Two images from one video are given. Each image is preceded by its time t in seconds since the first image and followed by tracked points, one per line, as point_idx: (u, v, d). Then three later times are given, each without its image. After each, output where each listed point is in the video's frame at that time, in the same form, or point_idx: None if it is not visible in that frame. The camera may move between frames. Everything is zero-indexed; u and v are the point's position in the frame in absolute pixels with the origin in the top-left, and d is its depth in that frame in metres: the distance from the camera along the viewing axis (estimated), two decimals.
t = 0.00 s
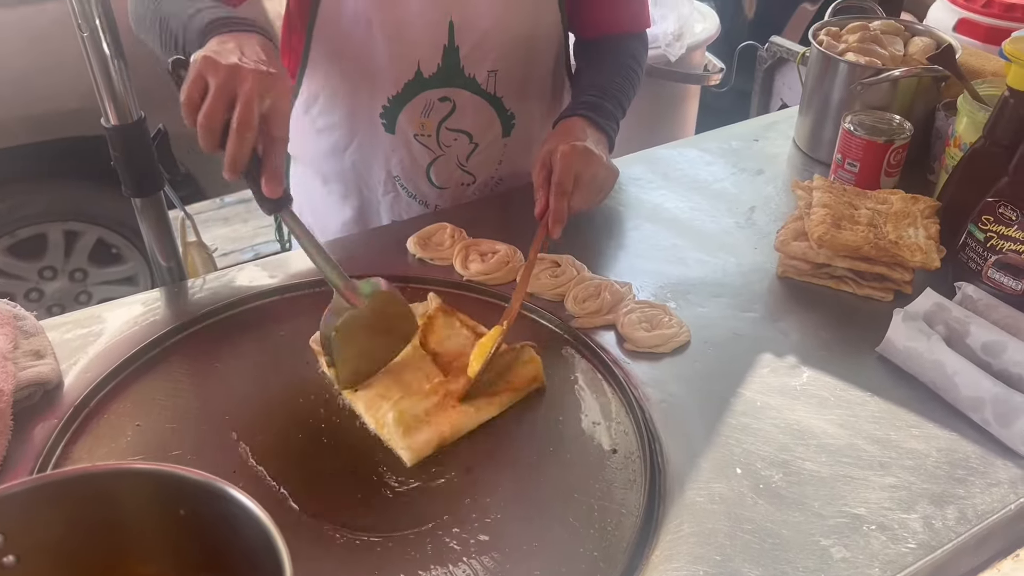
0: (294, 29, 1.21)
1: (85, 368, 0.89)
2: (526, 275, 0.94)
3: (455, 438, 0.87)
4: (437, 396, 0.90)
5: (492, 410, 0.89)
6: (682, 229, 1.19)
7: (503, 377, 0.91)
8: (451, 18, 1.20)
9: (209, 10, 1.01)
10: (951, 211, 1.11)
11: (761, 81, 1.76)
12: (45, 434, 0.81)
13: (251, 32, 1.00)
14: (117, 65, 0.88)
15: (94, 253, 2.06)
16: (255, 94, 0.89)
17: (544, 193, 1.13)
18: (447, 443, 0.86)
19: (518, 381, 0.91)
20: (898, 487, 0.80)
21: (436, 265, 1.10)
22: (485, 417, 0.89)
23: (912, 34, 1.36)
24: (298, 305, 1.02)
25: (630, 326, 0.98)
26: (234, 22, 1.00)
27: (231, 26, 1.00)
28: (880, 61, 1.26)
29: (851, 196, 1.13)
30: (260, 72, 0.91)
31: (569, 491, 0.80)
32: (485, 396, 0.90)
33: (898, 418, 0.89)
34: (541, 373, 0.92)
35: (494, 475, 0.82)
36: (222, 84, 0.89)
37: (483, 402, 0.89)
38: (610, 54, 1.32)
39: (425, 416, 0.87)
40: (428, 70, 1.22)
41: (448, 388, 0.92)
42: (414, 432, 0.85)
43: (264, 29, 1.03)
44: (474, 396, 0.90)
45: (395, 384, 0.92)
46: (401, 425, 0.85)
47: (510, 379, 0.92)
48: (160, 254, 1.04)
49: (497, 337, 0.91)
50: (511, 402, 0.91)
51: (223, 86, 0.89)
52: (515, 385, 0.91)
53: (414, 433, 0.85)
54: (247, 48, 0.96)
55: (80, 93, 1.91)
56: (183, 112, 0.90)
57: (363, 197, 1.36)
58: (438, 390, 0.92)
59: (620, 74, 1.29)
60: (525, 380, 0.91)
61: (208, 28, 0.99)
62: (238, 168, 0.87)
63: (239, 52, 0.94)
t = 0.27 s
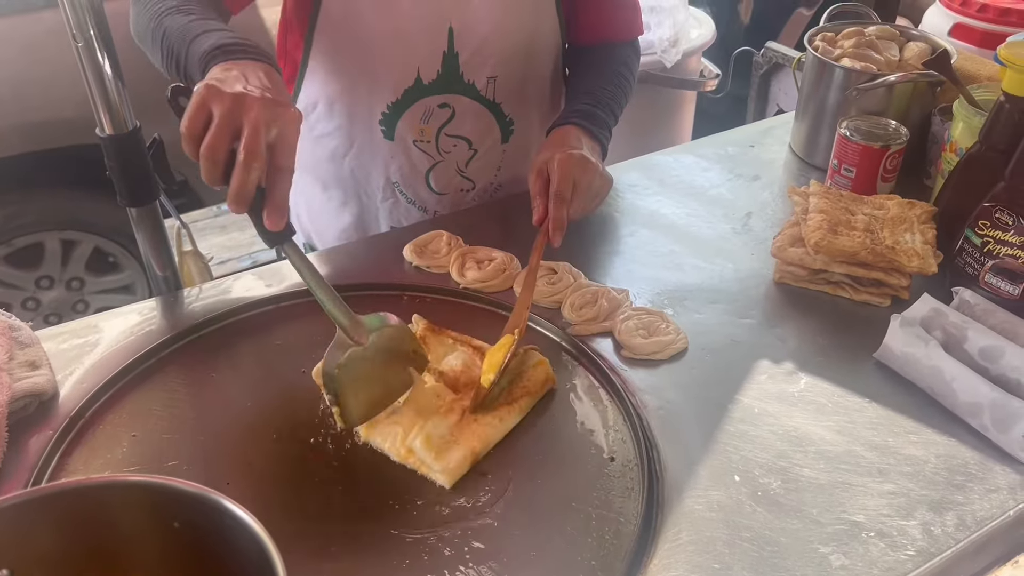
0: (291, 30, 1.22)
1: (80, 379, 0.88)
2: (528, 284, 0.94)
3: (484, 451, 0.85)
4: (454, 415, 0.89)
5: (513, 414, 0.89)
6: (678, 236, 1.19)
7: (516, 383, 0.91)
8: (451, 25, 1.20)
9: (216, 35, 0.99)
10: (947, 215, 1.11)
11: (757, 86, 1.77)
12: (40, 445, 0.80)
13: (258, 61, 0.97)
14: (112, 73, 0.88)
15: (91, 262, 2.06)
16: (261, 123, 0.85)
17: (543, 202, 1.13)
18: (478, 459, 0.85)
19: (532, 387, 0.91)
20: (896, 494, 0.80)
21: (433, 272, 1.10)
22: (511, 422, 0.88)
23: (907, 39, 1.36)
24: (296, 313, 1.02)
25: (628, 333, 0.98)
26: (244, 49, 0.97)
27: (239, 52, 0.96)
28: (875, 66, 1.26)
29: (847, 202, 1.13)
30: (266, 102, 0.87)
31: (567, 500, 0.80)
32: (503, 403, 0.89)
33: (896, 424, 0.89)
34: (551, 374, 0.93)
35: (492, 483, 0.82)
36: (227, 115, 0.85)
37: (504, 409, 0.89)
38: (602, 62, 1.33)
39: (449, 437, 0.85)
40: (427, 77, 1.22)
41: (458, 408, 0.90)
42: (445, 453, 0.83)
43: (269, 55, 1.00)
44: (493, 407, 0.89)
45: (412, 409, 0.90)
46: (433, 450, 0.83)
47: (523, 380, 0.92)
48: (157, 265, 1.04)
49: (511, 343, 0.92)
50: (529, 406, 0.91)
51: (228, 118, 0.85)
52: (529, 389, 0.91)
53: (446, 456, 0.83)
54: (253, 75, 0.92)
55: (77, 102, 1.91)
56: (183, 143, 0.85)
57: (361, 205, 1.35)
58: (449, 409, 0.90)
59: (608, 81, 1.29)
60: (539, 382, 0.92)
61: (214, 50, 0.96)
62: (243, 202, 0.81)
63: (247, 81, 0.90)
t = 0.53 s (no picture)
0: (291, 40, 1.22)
1: (78, 388, 0.88)
2: (524, 290, 0.94)
3: (479, 461, 0.85)
4: (451, 423, 0.89)
5: (511, 424, 0.88)
6: (676, 241, 1.19)
7: (515, 393, 0.91)
8: (449, 33, 1.20)
9: (281, 26, 0.97)
10: (943, 219, 1.11)
11: (754, 91, 1.77)
12: (37, 454, 0.80)
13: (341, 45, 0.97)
14: (108, 82, 0.88)
15: (90, 270, 2.06)
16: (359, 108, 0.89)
17: (539, 208, 1.14)
18: (472, 468, 0.84)
19: (531, 395, 0.91)
20: (895, 498, 0.80)
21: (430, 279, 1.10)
22: (508, 432, 0.88)
23: (903, 43, 1.36)
24: (294, 321, 1.02)
25: (625, 339, 0.98)
26: (324, 35, 0.96)
27: (324, 40, 0.96)
28: (872, 70, 1.26)
29: (845, 206, 1.13)
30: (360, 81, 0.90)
31: (565, 506, 0.80)
32: (501, 413, 0.89)
33: (894, 428, 0.89)
34: (551, 385, 0.93)
35: (490, 489, 0.82)
36: (329, 99, 0.88)
37: (501, 418, 0.88)
38: (597, 67, 1.33)
39: (444, 446, 0.85)
40: (426, 85, 1.22)
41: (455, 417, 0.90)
42: (439, 463, 0.82)
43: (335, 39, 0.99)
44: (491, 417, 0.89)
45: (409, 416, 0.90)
46: (427, 460, 0.82)
47: (522, 391, 0.91)
48: (154, 272, 1.04)
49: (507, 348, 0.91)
50: (527, 416, 0.90)
51: (329, 101, 0.88)
52: (528, 399, 0.90)
53: (440, 465, 0.82)
54: (338, 56, 0.93)
55: (75, 110, 1.91)
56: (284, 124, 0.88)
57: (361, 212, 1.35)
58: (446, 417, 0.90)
59: (602, 87, 1.30)
60: (537, 392, 0.91)
61: (302, 37, 0.95)
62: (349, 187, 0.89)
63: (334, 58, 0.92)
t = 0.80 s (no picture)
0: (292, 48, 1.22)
1: (76, 395, 0.88)
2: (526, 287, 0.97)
3: (479, 468, 0.84)
4: (451, 429, 0.89)
5: (511, 431, 0.88)
6: (676, 245, 1.19)
7: (515, 400, 0.91)
8: (454, 40, 1.20)
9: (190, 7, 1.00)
10: (943, 222, 1.11)
11: (753, 94, 1.77)
12: (36, 461, 0.80)
13: (224, 24, 0.96)
14: (107, 88, 0.88)
15: (89, 275, 2.06)
16: (220, 105, 0.86)
17: (544, 203, 1.13)
18: (472, 476, 0.83)
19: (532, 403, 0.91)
20: (896, 502, 0.80)
21: (430, 283, 1.10)
22: (509, 440, 0.87)
23: (902, 46, 1.36)
24: (294, 326, 1.02)
25: (625, 343, 0.97)
26: (208, 14, 0.97)
27: (205, 19, 0.97)
28: (871, 73, 1.26)
29: (844, 209, 1.13)
30: (216, 77, 0.89)
31: (566, 511, 0.79)
32: (502, 420, 0.88)
33: (895, 432, 0.88)
34: (552, 393, 0.92)
35: (491, 493, 0.82)
36: (191, 103, 0.88)
37: (502, 426, 0.88)
38: (599, 75, 1.33)
39: (443, 453, 0.85)
40: (432, 91, 1.23)
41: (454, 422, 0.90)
42: (437, 470, 0.82)
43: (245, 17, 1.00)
44: (491, 425, 0.88)
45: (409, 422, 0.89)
46: (426, 467, 0.82)
47: (523, 399, 0.91)
48: (152, 278, 1.04)
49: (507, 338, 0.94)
50: (528, 423, 0.89)
51: (193, 108, 0.88)
52: (528, 406, 0.90)
53: (439, 472, 0.82)
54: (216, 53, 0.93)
55: (74, 116, 1.92)
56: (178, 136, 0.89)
57: (365, 219, 1.35)
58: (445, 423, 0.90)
59: (605, 94, 1.30)
60: (538, 400, 0.91)
61: (180, 26, 0.97)
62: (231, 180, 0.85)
63: (199, 56, 0.92)
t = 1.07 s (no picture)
0: (294, 53, 1.23)
1: (77, 399, 0.88)
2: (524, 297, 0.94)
3: (480, 471, 0.84)
4: (452, 432, 0.88)
5: (511, 433, 0.87)
6: (676, 246, 1.19)
7: (514, 401, 0.90)
8: (456, 44, 1.20)
9: (175, 40, 1.02)
10: (945, 223, 1.11)
11: (753, 96, 1.77)
12: (36, 465, 0.80)
13: (208, 67, 0.99)
14: (107, 92, 0.88)
15: (89, 280, 2.06)
16: (207, 158, 0.94)
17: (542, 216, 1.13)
18: (472, 478, 0.83)
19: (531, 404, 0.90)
20: (899, 503, 0.80)
21: (431, 286, 1.10)
22: (509, 441, 0.87)
23: (902, 47, 1.36)
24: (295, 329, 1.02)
25: (626, 345, 0.97)
26: (193, 55, 0.99)
27: (189, 64, 0.99)
28: (871, 75, 1.26)
29: (845, 210, 1.13)
30: (202, 128, 0.95)
31: (568, 514, 0.79)
32: (502, 421, 0.88)
33: (898, 433, 0.88)
34: (552, 394, 0.92)
35: (492, 495, 0.82)
36: (183, 154, 0.96)
37: (502, 427, 0.87)
38: (602, 79, 1.33)
39: (444, 455, 0.84)
40: (433, 95, 1.23)
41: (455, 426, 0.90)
42: (438, 472, 0.82)
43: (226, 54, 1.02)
44: (491, 426, 0.88)
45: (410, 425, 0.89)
46: (427, 470, 0.82)
47: (523, 399, 0.90)
48: (153, 281, 1.04)
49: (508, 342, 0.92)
50: (528, 424, 0.89)
51: (186, 160, 0.96)
52: (528, 407, 0.89)
53: (440, 474, 0.81)
54: (199, 99, 0.97)
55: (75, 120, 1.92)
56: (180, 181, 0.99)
57: (365, 223, 1.36)
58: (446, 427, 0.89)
59: (608, 99, 1.30)
60: (538, 401, 0.90)
61: (168, 66, 0.99)
62: (224, 225, 0.94)
63: (185, 106, 0.97)
